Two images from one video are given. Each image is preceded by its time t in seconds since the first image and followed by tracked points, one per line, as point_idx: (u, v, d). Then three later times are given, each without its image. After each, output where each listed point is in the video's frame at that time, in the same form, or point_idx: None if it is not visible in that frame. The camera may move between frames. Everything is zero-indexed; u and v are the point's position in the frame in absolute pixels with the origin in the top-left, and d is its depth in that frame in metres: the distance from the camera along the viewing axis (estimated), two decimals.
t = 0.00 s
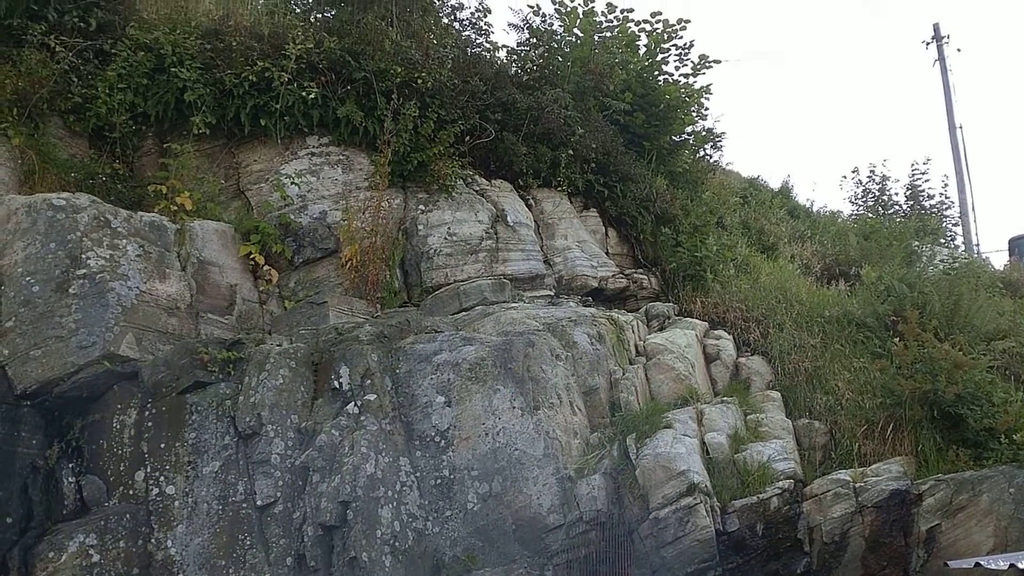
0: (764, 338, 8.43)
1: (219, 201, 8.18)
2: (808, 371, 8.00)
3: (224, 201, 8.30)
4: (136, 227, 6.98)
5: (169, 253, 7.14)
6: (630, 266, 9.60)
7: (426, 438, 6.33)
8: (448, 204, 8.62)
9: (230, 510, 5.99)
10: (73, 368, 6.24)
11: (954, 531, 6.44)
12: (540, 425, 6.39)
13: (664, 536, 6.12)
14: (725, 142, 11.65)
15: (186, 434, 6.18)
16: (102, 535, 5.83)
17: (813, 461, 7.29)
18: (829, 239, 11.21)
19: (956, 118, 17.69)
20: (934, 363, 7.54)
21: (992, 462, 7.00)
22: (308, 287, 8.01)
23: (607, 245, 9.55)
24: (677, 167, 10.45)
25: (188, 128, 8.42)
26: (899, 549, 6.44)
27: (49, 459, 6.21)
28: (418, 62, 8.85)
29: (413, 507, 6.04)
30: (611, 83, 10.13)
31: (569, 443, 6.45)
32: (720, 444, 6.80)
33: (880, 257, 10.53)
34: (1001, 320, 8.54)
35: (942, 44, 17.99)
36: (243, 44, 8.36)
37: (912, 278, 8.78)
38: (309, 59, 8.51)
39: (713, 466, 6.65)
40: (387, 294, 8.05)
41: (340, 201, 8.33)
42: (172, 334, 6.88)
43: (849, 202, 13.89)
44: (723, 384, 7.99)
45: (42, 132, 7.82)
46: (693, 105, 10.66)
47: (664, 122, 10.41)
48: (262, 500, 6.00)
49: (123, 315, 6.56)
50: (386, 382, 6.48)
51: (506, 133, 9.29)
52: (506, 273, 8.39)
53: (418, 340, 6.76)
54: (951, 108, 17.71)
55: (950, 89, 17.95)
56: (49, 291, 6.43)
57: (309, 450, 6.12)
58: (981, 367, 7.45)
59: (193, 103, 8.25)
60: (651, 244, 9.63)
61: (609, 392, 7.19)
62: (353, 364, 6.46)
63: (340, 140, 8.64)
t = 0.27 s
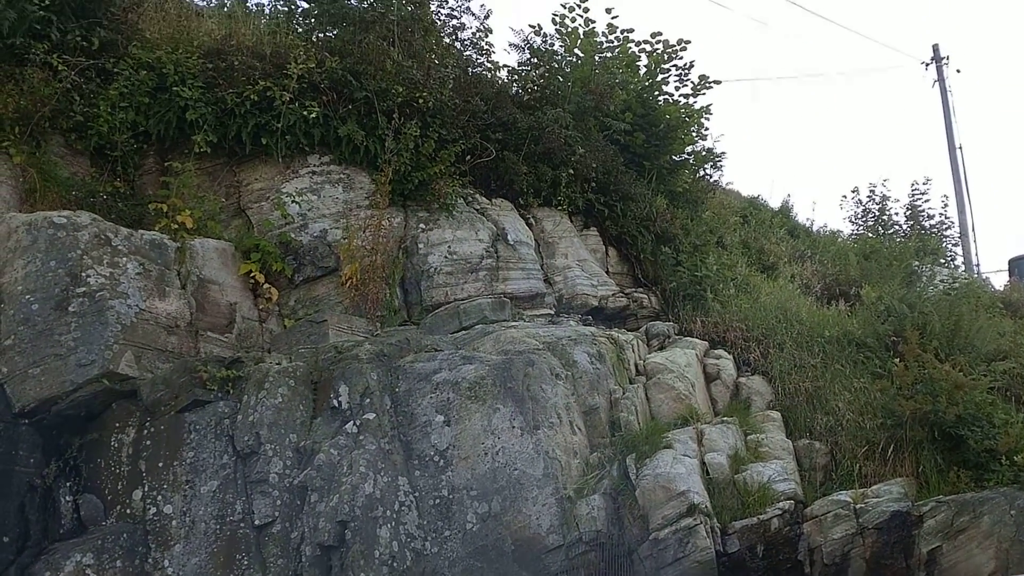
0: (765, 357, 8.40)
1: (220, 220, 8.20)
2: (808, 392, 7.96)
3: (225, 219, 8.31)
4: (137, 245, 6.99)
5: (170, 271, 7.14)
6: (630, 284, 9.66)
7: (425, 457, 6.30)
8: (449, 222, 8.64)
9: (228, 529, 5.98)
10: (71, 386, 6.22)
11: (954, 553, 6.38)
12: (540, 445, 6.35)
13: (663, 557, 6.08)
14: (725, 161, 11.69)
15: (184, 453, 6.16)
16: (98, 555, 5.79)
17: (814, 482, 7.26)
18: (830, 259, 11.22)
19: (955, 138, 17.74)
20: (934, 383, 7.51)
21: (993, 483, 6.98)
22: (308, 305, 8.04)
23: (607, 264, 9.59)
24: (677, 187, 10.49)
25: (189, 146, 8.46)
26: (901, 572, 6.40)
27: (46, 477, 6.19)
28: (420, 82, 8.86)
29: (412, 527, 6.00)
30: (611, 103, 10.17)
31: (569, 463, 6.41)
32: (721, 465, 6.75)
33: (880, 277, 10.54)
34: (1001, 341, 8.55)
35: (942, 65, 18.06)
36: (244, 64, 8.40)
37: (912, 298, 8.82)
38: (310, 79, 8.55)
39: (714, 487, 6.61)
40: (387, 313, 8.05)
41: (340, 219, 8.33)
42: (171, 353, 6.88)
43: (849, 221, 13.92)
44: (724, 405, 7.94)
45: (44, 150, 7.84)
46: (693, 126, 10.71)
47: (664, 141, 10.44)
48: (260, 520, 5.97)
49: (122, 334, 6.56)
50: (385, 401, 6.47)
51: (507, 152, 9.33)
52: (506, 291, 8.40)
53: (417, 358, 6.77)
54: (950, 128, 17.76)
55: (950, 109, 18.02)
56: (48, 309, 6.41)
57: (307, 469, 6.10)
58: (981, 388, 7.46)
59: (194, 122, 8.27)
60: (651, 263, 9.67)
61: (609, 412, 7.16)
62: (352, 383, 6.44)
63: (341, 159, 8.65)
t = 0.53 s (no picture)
0: (762, 374, 8.42)
1: (218, 235, 8.20)
2: (806, 409, 7.96)
3: (223, 235, 8.31)
4: (134, 260, 6.99)
5: (167, 287, 7.15)
6: (628, 301, 9.70)
7: (422, 474, 6.27)
8: (447, 238, 8.65)
9: (223, 546, 5.95)
10: (67, 403, 6.22)
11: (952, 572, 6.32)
12: (537, 462, 6.32)
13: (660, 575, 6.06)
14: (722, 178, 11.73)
15: (179, 470, 6.15)
16: (93, 572, 5.74)
17: (811, 499, 7.24)
18: (827, 276, 11.27)
19: (953, 156, 17.78)
20: (932, 402, 7.50)
21: (991, 501, 6.99)
22: (305, 321, 7.99)
23: (604, 280, 9.64)
24: (675, 204, 10.53)
25: (188, 163, 8.49)
26: None
27: (41, 494, 6.18)
28: (418, 98, 8.88)
29: (408, 544, 5.96)
30: (609, 120, 10.18)
31: (566, 480, 6.40)
32: (718, 482, 6.75)
33: (877, 294, 10.55)
34: (999, 358, 8.49)
35: (938, 83, 18.12)
36: (243, 80, 8.43)
37: (909, 315, 8.83)
38: (309, 95, 8.58)
39: (712, 504, 6.60)
40: (385, 328, 8.06)
41: (338, 235, 8.33)
42: (168, 369, 6.88)
43: (846, 238, 13.95)
44: (721, 421, 7.94)
45: (42, 166, 7.86)
46: (690, 143, 10.71)
47: (662, 158, 10.48)
48: (256, 537, 5.95)
49: (119, 350, 6.57)
50: (382, 417, 6.47)
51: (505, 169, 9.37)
52: (504, 307, 8.39)
53: (414, 375, 6.75)
54: (947, 146, 17.80)
55: (947, 127, 18.07)
56: (44, 325, 6.40)
57: (304, 486, 6.09)
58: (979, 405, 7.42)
59: (193, 138, 8.30)
60: (648, 280, 9.70)
61: (606, 429, 7.15)
62: (348, 400, 6.44)
63: (339, 175, 8.68)
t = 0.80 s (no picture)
0: (759, 389, 8.42)
1: (214, 249, 8.18)
2: (802, 424, 7.94)
3: (219, 249, 8.29)
4: (129, 273, 6.98)
5: (163, 301, 7.16)
6: (625, 315, 9.70)
7: (417, 490, 6.21)
8: (443, 251, 8.65)
9: (217, 562, 5.92)
10: (61, 417, 6.20)
11: None
12: (533, 477, 6.29)
13: None
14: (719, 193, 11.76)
15: (173, 484, 6.14)
16: None
17: (808, 514, 7.22)
18: (823, 291, 11.29)
19: (948, 171, 17.83)
20: (927, 417, 7.52)
21: (987, 518, 6.97)
22: (301, 336, 7.99)
23: (600, 294, 9.66)
24: (672, 218, 10.49)
25: (184, 177, 8.46)
26: None
27: (35, 509, 6.17)
28: (416, 113, 8.92)
29: (403, 560, 5.93)
30: (606, 135, 10.22)
31: (563, 495, 6.39)
32: (715, 497, 6.72)
33: (873, 309, 10.56)
34: (995, 374, 8.48)
35: (933, 99, 18.18)
36: (241, 94, 8.46)
37: (906, 330, 8.78)
38: (306, 109, 8.59)
39: (708, 520, 6.58)
40: (381, 342, 8.04)
41: (335, 248, 8.32)
42: (162, 383, 6.84)
43: (842, 253, 13.96)
44: (717, 436, 7.91)
45: (39, 179, 7.88)
46: (687, 158, 10.78)
47: (659, 173, 10.49)
48: (249, 553, 5.92)
49: (114, 364, 6.53)
50: (378, 433, 6.44)
51: (502, 183, 9.43)
52: (500, 320, 8.40)
53: (410, 390, 6.70)
54: (943, 161, 17.85)
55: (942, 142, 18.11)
56: (39, 338, 6.40)
57: (298, 501, 6.06)
58: (975, 421, 7.45)
59: (190, 152, 8.30)
60: (645, 294, 9.67)
61: (603, 444, 7.12)
62: (344, 414, 6.43)
63: (336, 189, 8.68)
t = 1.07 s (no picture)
0: (754, 402, 8.45)
1: (211, 261, 8.18)
2: (797, 437, 7.97)
3: (215, 261, 8.20)
4: (128, 286, 7.02)
5: (159, 312, 7.13)
6: (621, 327, 9.74)
7: (413, 502, 6.19)
8: (440, 264, 8.69)
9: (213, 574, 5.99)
10: (57, 430, 6.20)
11: None
12: (529, 490, 6.24)
13: None
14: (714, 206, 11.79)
15: (169, 496, 6.17)
16: None
17: (802, 527, 7.25)
18: (818, 304, 11.37)
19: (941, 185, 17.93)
20: (922, 430, 7.57)
21: (981, 531, 7.01)
22: (298, 348, 7.97)
23: (597, 306, 9.70)
24: (669, 231, 10.52)
25: (182, 189, 8.43)
26: None
27: (31, 521, 6.23)
28: (413, 126, 8.98)
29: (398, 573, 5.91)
30: (602, 149, 10.27)
31: (559, 508, 6.33)
32: (710, 510, 6.74)
33: (867, 322, 10.62)
34: (988, 388, 8.52)
35: (927, 113, 18.29)
36: (239, 107, 8.50)
37: (900, 344, 8.79)
38: (304, 123, 8.63)
39: (704, 533, 6.58)
40: (377, 354, 8.05)
41: (332, 261, 8.33)
42: (158, 396, 6.81)
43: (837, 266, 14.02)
44: (713, 449, 7.92)
45: (37, 191, 7.89)
46: (682, 172, 10.86)
47: (654, 186, 10.54)
48: (245, 565, 5.99)
49: (111, 376, 6.53)
50: (373, 446, 6.42)
51: (499, 197, 9.50)
52: (497, 332, 8.43)
53: (407, 402, 6.67)
54: (937, 175, 17.94)
55: (936, 156, 18.21)
56: (36, 350, 6.42)
57: (294, 514, 6.10)
58: (969, 434, 7.49)
59: (188, 165, 8.34)
60: (641, 307, 9.74)
61: (599, 456, 7.14)
62: (340, 427, 6.42)
63: (334, 202, 8.71)
